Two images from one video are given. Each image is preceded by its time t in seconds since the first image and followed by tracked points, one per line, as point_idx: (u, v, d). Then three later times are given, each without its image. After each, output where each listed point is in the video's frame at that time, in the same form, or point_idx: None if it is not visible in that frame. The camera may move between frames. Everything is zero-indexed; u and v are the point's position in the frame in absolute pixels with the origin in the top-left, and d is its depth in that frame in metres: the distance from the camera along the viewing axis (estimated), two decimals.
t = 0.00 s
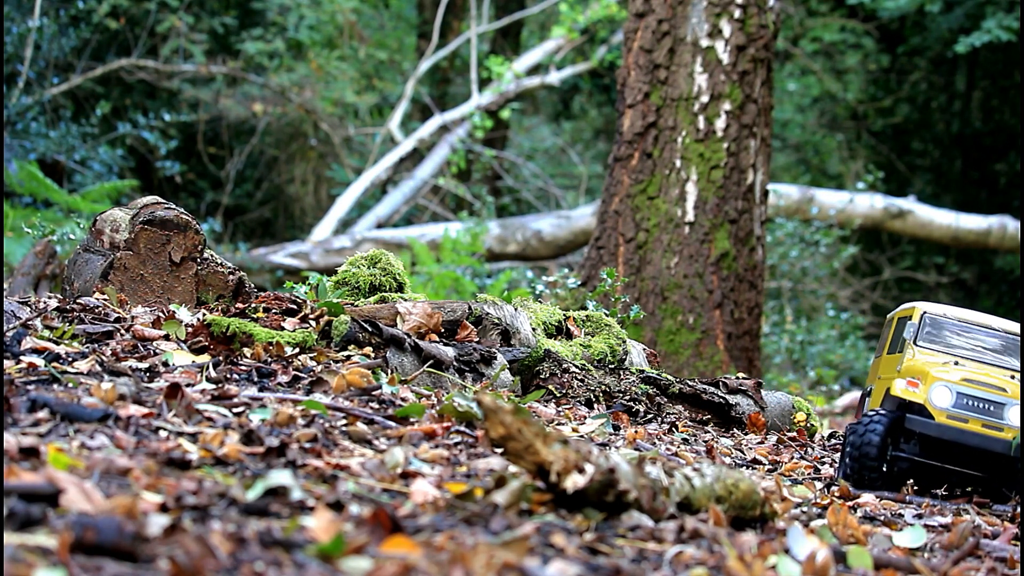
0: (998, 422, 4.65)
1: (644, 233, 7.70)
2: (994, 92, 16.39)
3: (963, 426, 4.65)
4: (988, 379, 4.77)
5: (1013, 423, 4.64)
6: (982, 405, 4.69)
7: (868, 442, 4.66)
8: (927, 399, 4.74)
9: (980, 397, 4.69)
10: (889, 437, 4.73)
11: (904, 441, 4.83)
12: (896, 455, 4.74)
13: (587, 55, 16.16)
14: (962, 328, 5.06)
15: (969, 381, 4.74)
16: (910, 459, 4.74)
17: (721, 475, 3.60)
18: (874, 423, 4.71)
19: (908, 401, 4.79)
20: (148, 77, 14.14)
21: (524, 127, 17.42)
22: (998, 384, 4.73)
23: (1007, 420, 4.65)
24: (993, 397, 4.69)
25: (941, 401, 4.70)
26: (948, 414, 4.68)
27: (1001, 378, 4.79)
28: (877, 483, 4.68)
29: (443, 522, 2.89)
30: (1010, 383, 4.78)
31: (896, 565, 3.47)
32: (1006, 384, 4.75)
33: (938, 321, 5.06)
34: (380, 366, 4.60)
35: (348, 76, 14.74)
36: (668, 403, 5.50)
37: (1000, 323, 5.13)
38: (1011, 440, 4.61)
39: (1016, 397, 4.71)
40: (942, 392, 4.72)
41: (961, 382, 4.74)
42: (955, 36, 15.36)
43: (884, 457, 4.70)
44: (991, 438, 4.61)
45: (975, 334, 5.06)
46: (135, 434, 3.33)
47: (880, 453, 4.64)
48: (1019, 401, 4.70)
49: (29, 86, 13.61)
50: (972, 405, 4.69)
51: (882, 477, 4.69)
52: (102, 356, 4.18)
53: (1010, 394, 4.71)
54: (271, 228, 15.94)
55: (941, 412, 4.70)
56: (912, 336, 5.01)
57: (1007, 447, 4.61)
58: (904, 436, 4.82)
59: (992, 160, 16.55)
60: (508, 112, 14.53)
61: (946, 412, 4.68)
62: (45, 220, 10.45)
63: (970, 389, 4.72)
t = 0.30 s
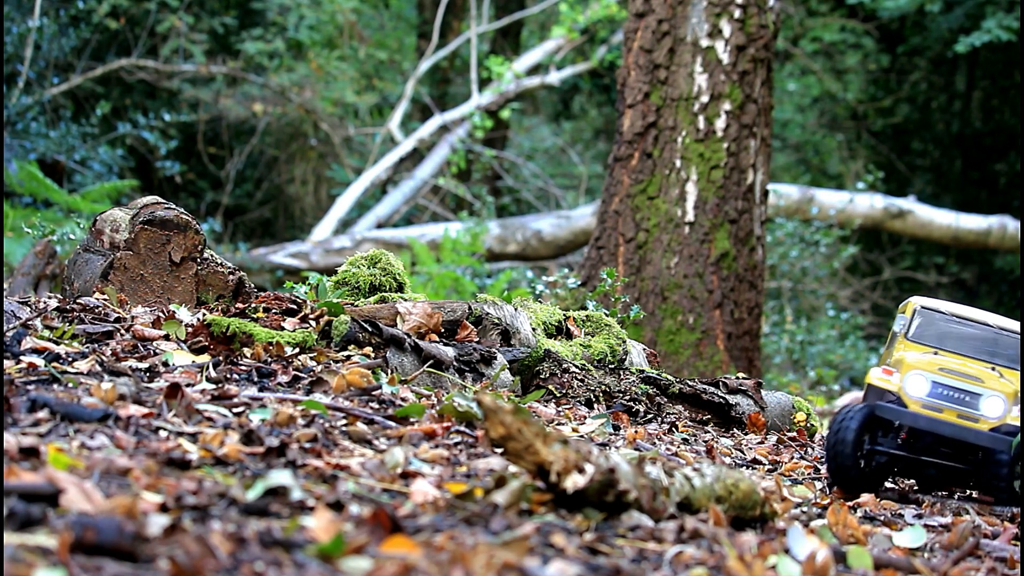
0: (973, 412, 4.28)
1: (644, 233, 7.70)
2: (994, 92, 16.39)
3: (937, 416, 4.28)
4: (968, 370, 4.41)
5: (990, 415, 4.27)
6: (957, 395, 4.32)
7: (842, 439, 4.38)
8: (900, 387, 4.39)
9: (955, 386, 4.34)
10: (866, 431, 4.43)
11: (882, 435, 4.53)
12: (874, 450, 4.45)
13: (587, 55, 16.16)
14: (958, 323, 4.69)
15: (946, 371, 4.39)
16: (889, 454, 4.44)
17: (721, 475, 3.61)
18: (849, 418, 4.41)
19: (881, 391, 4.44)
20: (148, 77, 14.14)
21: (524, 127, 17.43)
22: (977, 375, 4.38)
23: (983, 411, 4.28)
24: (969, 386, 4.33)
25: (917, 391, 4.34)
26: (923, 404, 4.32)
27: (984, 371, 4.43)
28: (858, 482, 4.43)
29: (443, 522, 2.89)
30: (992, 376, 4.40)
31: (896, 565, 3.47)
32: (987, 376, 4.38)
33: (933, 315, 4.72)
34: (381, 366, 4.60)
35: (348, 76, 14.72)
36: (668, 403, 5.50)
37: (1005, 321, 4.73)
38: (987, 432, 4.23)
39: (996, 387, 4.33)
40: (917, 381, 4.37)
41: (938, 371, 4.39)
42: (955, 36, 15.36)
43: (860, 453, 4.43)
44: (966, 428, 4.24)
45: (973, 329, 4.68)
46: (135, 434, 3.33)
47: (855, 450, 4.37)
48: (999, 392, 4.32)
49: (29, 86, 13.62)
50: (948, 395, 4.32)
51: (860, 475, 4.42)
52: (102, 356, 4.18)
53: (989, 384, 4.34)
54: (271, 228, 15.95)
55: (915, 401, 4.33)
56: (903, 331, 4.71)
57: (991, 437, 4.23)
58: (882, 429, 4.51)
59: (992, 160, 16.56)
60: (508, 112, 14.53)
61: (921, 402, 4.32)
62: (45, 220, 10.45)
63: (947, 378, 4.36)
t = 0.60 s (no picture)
0: (939, 409, 4.19)
1: (644, 233, 7.70)
2: (994, 92, 16.39)
3: (902, 416, 4.22)
4: (933, 368, 4.31)
5: (956, 410, 4.17)
6: (921, 393, 4.23)
7: (815, 450, 4.41)
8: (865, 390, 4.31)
9: (918, 384, 4.24)
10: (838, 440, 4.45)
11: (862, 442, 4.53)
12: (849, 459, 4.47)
13: (587, 55, 16.15)
14: (933, 321, 4.63)
15: (909, 370, 4.31)
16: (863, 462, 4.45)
17: (721, 475, 3.60)
18: (820, 428, 4.43)
19: (844, 394, 4.38)
20: (148, 77, 14.13)
21: (524, 127, 17.43)
22: (941, 371, 4.28)
23: (949, 407, 4.18)
24: (933, 383, 4.22)
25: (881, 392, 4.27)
26: (888, 404, 4.25)
27: (952, 369, 4.33)
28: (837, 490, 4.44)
29: (443, 522, 2.89)
30: (958, 372, 4.30)
31: (896, 565, 3.47)
32: (953, 372, 4.28)
33: (907, 314, 4.67)
34: (380, 367, 4.60)
35: (348, 76, 14.70)
36: (667, 403, 5.50)
37: (985, 317, 4.62)
38: (952, 428, 4.14)
39: (962, 383, 4.21)
40: (880, 382, 4.30)
41: (901, 370, 4.31)
42: (955, 35, 15.36)
43: (835, 463, 4.46)
44: (932, 426, 4.16)
45: (948, 327, 4.60)
46: (135, 434, 3.33)
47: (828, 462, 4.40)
48: (965, 387, 4.21)
49: (29, 86, 13.62)
50: (911, 394, 4.24)
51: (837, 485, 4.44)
52: (102, 356, 4.18)
53: (954, 379, 4.23)
54: (271, 228, 15.94)
55: (879, 402, 4.28)
56: (878, 333, 4.67)
57: (958, 434, 4.13)
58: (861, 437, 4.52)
59: (992, 160, 16.56)
60: (508, 112, 14.52)
61: (887, 403, 4.25)
62: (45, 220, 10.45)
63: (910, 377, 4.28)
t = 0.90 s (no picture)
0: (913, 416, 4.23)
1: (644, 233, 7.70)
2: (994, 92, 16.39)
3: (877, 422, 4.26)
4: (910, 372, 4.36)
5: (931, 418, 4.21)
6: (895, 399, 4.27)
7: (789, 441, 4.40)
8: (839, 394, 4.36)
9: (893, 390, 4.28)
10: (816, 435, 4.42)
11: (840, 446, 4.42)
12: (824, 456, 4.43)
13: (587, 55, 16.14)
14: (917, 320, 4.73)
15: (884, 375, 4.35)
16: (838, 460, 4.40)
17: (721, 475, 3.60)
18: (797, 421, 4.41)
19: (821, 397, 4.43)
20: (148, 77, 14.13)
21: (523, 127, 17.44)
22: (917, 377, 4.31)
23: (924, 414, 4.22)
24: (908, 389, 4.26)
25: (854, 395, 4.32)
26: (862, 409, 4.29)
27: (929, 373, 4.37)
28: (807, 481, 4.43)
29: (443, 522, 2.89)
30: (935, 377, 4.34)
31: (895, 565, 3.47)
32: (930, 378, 4.31)
33: (892, 313, 4.79)
34: (381, 366, 4.60)
35: (348, 76, 14.69)
36: (667, 403, 5.50)
37: (971, 315, 4.70)
38: (926, 437, 4.18)
39: (936, 389, 4.25)
40: (854, 386, 4.34)
41: (875, 375, 4.35)
42: (955, 35, 15.35)
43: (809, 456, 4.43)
44: (904, 434, 4.19)
45: (932, 325, 4.71)
46: (135, 434, 3.33)
47: (801, 456, 4.38)
48: (940, 394, 4.24)
49: (29, 86, 13.62)
50: (885, 400, 4.28)
51: (808, 479, 4.43)
52: (102, 356, 4.18)
53: (929, 386, 4.27)
54: (271, 228, 15.94)
55: (853, 406, 4.31)
56: (863, 332, 4.80)
57: (929, 442, 4.18)
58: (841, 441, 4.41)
59: (992, 161, 16.57)
60: (508, 112, 14.52)
61: (859, 408, 4.30)
62: (45, 220, 10.45)
63: (885, 382, 4.31)
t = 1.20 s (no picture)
0: (892, 413, 4.20)
1: (644, 233, 7.70)
2: (994, 92, 16.39)
3: (855, 418, 4.25)
4: (892, 368, 4.31)
5: (909, 414, 4.19)
6: (875, 395, 4.24)
7: (771, 439, 4.38)
8: (818, 390, 4.36)
9: (873, 386, 4.25)
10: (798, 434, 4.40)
11: (822, 446, 4.42)
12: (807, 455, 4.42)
13: (587, 55, 16.14)
14: (909, 315, 4.71)
15: (864, 371, 4.32)
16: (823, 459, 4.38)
17: (721, 475, 3.60)
18: (779, 420, 4.40)
19: (803, 394, 4.43)
20: (148, 77, 14.12)
21: (523, 127, 17.44)
22: (899, 373, 4.28)
23: (903, 410, 4.20)
24: (888, 386, 4.23)
25: (834, 391, 4.31)
26: (841, 405, 4.29)
27: (912, 369, 4.34)
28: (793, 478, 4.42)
29: (443, 522, 2.89)
30: (917, 373, 4.30)
31: (896, 565, 3.47)
32: (911, 373, 4.28)
33: (884, 307, 4.78)
34: (380, 366, 4.60)
35: (348, 76, 14.67)
36: (667, 403, 5.50)
37: (963, 311, 4.66)
38: (903, 433, 4.17)
39: (916, 386, 4.22)
40: (834, 382, 4.34)
41: (855, 371, 4.32)
42: (955, 35, 15.35)
43: (790, 455, 4.43)
44: (882, 431, 4.18)
45: (922, 321, 4.68)
46: (135, 434, 3.33)
47: (782, 454, 4.37)
48: (920, 391, 4.21)
49: (29, 86, 13.63)
50: (864, 396, 4.26)
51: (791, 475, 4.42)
52: (102, 356, 4.18)
53: (909, 382, 4.24)
54: (271, 228, 15.94)
55: (832, 402, 4.32)
56: (854, 328, 4.81)
57: (907, 439, 4.15)
58: (821, 441, 4.41)
59: (992, 160, 16.56)
60: (508, 112, 14.52)
61: (839, 404, 4.29)
62: (45, 220, 10.45)
63: (864, 378, 4.29)
